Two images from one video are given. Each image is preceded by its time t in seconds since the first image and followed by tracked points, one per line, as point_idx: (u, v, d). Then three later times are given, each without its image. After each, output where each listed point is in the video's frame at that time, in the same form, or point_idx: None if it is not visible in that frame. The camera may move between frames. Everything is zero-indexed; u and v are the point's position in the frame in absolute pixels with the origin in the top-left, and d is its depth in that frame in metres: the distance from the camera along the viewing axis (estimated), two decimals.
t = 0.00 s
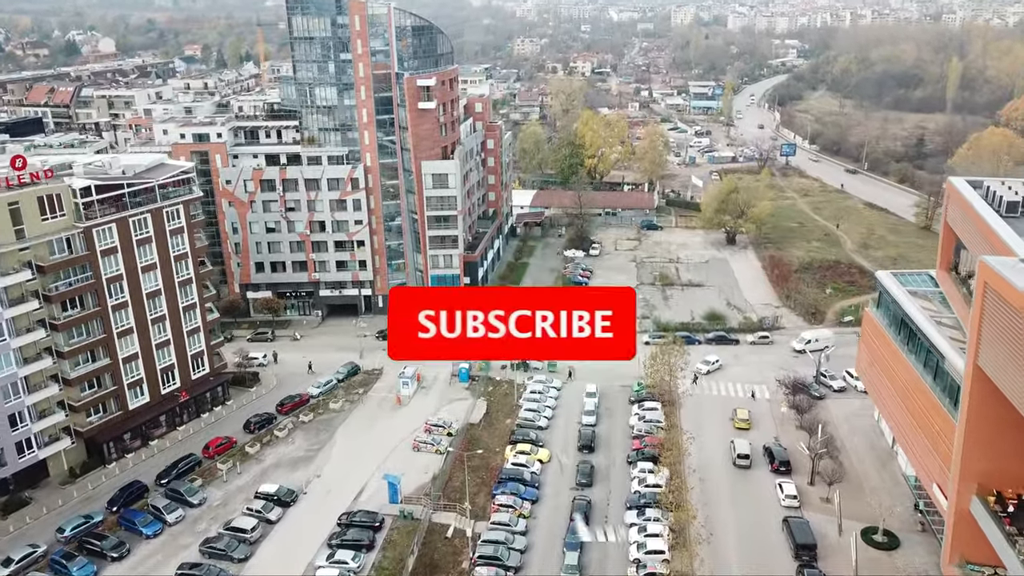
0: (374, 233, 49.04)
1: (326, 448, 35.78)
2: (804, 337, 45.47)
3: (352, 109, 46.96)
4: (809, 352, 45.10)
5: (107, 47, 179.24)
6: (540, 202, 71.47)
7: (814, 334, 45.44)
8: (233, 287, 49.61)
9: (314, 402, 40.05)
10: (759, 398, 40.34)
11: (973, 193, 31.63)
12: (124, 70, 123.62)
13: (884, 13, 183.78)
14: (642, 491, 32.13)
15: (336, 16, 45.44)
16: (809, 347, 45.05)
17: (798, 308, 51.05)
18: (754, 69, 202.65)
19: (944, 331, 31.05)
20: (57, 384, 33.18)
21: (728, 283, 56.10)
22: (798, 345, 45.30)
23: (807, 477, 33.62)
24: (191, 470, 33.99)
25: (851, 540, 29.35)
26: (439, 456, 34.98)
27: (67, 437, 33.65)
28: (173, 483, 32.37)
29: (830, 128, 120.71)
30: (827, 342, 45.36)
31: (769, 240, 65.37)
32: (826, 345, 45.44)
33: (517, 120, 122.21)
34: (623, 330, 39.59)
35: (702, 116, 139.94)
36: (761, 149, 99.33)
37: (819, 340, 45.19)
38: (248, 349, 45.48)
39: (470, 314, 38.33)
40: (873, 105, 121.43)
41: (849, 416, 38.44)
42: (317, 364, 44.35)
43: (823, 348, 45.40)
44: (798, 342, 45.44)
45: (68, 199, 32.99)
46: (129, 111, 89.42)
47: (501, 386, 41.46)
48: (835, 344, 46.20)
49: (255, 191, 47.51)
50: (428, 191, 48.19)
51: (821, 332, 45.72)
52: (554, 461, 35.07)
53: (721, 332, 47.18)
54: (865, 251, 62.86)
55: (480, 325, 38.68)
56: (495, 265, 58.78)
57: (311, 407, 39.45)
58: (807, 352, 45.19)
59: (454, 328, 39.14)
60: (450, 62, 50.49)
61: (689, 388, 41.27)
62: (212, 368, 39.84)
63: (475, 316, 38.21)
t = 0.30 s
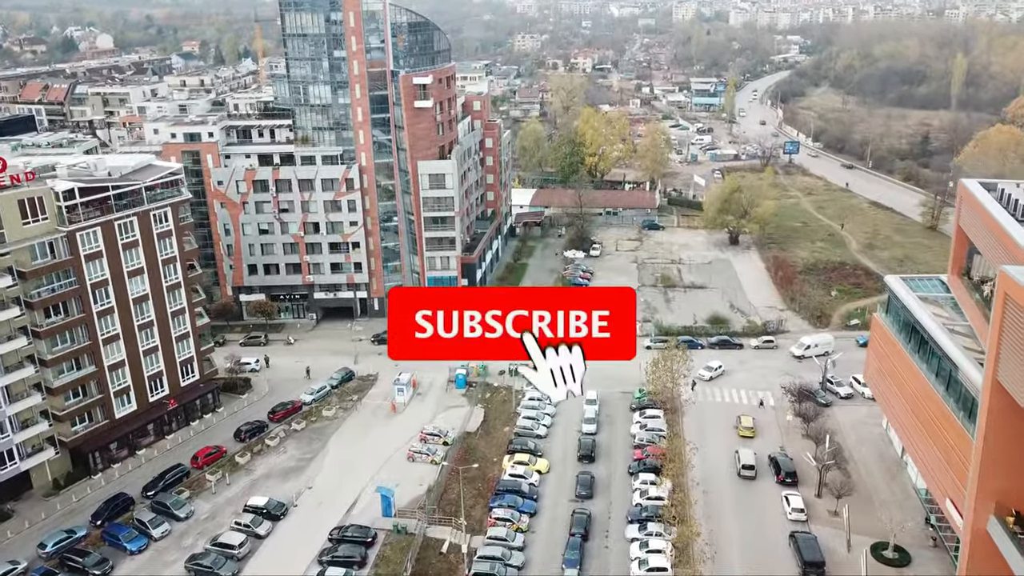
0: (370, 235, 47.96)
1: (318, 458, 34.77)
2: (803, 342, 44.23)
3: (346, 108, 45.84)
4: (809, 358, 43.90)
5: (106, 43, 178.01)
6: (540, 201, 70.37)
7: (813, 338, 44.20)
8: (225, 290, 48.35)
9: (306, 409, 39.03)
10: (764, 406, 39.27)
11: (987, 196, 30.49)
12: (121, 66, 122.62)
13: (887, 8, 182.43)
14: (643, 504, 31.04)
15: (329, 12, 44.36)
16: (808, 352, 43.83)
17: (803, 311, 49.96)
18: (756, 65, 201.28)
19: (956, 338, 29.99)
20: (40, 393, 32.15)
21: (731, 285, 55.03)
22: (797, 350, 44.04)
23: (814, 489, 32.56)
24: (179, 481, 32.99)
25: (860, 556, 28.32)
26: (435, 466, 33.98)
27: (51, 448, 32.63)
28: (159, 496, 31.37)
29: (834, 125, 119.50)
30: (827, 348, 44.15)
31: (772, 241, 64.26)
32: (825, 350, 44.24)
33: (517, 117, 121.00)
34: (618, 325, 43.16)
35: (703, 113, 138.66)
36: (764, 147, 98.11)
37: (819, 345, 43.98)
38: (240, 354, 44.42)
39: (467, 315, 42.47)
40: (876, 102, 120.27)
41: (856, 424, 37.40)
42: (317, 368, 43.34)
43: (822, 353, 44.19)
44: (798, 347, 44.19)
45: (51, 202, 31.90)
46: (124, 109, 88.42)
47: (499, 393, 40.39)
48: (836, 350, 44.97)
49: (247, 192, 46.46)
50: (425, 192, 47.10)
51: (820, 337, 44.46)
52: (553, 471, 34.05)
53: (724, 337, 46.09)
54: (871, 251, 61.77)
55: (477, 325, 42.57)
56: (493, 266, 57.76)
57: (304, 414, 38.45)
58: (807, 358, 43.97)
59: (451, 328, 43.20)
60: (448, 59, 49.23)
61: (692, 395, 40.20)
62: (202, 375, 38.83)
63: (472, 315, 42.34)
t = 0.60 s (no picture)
0: (365, 237, 46.85)
1: (310, 469, 33.74)
2: (801, 348, 43.10)
3: (340, 106, 44.68)
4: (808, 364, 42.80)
5: (103, 39, 176.51)
6: (539, 200, 69.25)
7: (812, 344, 43.05)
8: (218, 293, 47.55)
9: (299, 417, 38.02)
10: (768, 413, 38.23)
11: (1001, 198, 29.38)
12: (117, 63, 121.29)
13: (890, 4, 180.99)
14: (645, 518, 29.98)
15: (322, 9, 42.99)
16: (807, 358, 42.70)
17: (807, 315, 48.88)
18: (758, 61, 199.82)
19: (970, 348, 28.93)
20: (22, 403, 31.12)
21: (735, 287, 53.92)
22: (796, 357, 42.92)
23: (821, 502, 31.53)
24: (165, 494, 31.97)
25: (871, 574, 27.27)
26: (429, 478, 32.96)
27: (33, 459, 31.61)
28: (144, 509, 30.35)
29: (837, 122, 118.23)
30: (826, 354, 43.01)
31: (776, 241, 63.15)
32: (825, 357, 43.09)
33: (517, 115, 119.65)
34: (617, 325, 44.72)
35: (705, 110, 137.30)
36: (766, 145, 96.85)
37: (818, 351, 42.84)
38: (231, 359, 43.36)
39: (467, 315, 44.31)
40: (879, 99, 119.02)
41: (863, 433, 36.35)
42: (313, 373, 42.35)
43: (822, 359, 43.04)
44: (796, 354, 43.06)
45: (32, 205, 30.82)
46: (118, 106, 87.21)
47: (497, 400, 39.35)
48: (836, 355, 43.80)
49: (239, 193, 45.34)
50: (421, 193, 46.05)
51: (819, 343, 43.30)
52: (552, 483, 33.01)
53: (728, 341, 45.02)
54: (876, 252, 60.63)
55: (477, 325, 44.05)
56: (492, 267, 56.68)
57: (296, 422, 37.45)
58: (806, 364, 42.84)
59: (451, 329, 44.34)
60: (445, 57, 48.06)
61: (695, 403, 39.14)
62: (191, 382, 37.79)
63: (472, 315, 44.01)
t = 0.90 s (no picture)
0: (359, 239, 45.64)
1: (301, 480, 32.76)
2: (800, 354, 41.99)
3: (334, 105, 43.51)
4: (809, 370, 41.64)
5: (102, 36, 175.40)
6: (539, 200, 68.18)
7: (812, 350, 41.93)
8: (209, 296, 46.51)
9: (291, 426, 37.02)
10: (773, 422, 37.20)
11: (1015, 201, 28.35)
12: (113, 60, 120.35)
13: None
14: (646, 534, 28.94)
15: (315, 5, 42.07)
16: (807, 365, 41.60)
17: (812, 318, 47.79)
18: (760, 58, 198.45)
19: (984, 358, 27.83)
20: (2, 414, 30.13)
21: (738, 290, 52.83)
22: (795, 363, 41.82)
23: (828, 516, 30.51)
24: (151, 507, 30.96)
25: None
26: (424, 490, 31.96)
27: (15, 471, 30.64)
28: (129, 524, 29.38)
29: (840, 119, 116.98)
30: (826, 360, 41.89)
31: (780, 242, 62.06)
32: (825, 363, 41.96)
33: (517, 112, 118.51)
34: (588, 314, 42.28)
35: (707, 107, 136.02)
36: (769, 143, 95.66)
37: (818, 357, 41.73)
38: (222, 365, 42.30)
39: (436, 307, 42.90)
40: (882, 96, 117.85)
41: (871, 443, 35.30)
42: (308, 378, 41.36)
43: (822, 366, 41.92)
44: (795, 360, 41.97)
45: (11, 210, 29.79)
46: (113, 104, 86.23)
47: (494, 408, 38.33)
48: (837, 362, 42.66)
49: (230, 194, 44.27)
50: (416, 194, 45.08)
51: (819, 349, 42.19)
52: (550, 495, 32.00)
53: (731, 346, 43.94)
54: (882, 253, 59.50)
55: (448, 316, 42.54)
56: (490, 269, 55.60)
57: (288, 431, 36.45)
58: (805, 370, 41.73)
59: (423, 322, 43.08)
60: (441, 55, 47.00)
61: (698, 411, 38.12)
62: (180, 390, 36.78)
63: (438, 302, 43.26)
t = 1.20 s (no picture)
0: (353, 241, 44.64)
1: (291, 493, 31.76)
2: (800, 361, 40.79)
3: (327, 105, 42.39)
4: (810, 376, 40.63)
5: (99, 32, 174.08)
6: (538, 199, 67.06)
7: (811, 357, 40.76)
8: (200, 299, 45.43)
9: (282, 435, 36.03)
10: (778, 431, 36.16)
11: None
12: (109, 56, 119.43)
13: None
14: (647, 550, 27.92)
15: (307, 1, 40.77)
16: (807, 372, 40.45)
17: (817, 322, 46.69)
18: (762, 54, 197.00)
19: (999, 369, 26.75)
20: None
21: (741, 292, 51.73)
22: (794, 371, 40.66)
23: (836, 532, 29.48)
24: (136, 521, 29.96)
25: None
26: (417, 503, 30.95)
27: None
28: (111, 540, 28.37)
29: (843, 116, 115.73)
30: (825, 368, 40.75)
31: (783, 243, 60.94)
32: (825, 370, 40.81)
33: (516, 109, 117.39)
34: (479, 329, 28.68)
35: (709, 104, 134.71)
36: (772, 140, 94.46)
37: (818, 364, 40.57)
38: (212, 371, 41.25)
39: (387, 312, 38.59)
40: (886, 93, 116.60)
41: (879, 454, 34.30)
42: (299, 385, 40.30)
43: (821, 373, 40.79)
44: (794, 367, 40.81)
45: None
46: (106, 101, 85.05)
47: (491, 416, 37.31)
48: (836, 369, 41.54)
49: (221, 195, 43.13)
50: (412, 196, 44.05)
51: (818, 356, 40.98)
52: (547, 509, 30.98)
53: (734, 352, 42.88)
54: (887, 254, 58.41)
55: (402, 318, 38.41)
56: (488, 271, 54.52)
57: (278, 440, 35.46)
58: (805, 377, 40.60)
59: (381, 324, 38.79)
60: (437, 52, 45.67)
61: (701, 419, 37.11)
62: (167, 398, 35.75)
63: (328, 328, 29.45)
